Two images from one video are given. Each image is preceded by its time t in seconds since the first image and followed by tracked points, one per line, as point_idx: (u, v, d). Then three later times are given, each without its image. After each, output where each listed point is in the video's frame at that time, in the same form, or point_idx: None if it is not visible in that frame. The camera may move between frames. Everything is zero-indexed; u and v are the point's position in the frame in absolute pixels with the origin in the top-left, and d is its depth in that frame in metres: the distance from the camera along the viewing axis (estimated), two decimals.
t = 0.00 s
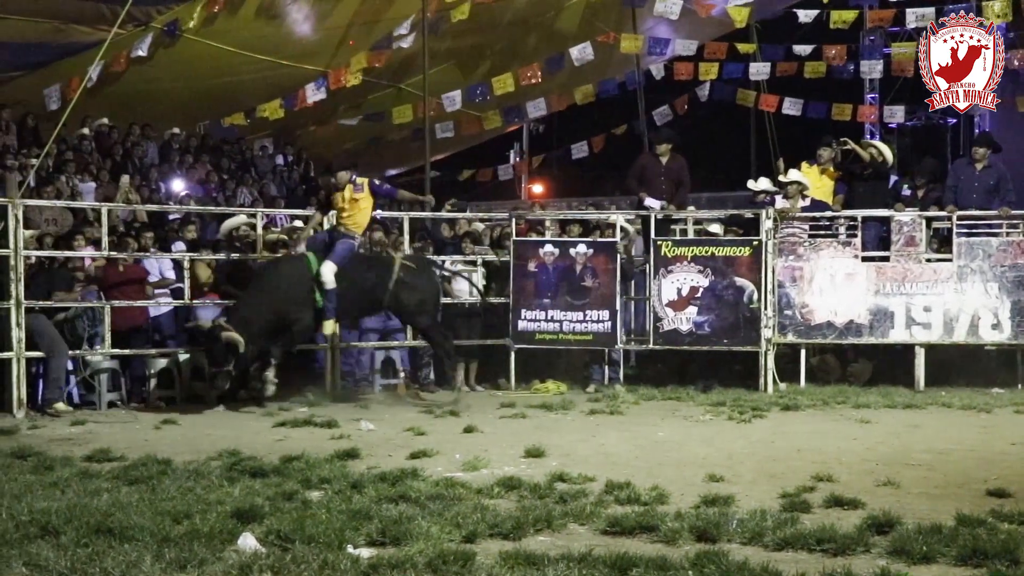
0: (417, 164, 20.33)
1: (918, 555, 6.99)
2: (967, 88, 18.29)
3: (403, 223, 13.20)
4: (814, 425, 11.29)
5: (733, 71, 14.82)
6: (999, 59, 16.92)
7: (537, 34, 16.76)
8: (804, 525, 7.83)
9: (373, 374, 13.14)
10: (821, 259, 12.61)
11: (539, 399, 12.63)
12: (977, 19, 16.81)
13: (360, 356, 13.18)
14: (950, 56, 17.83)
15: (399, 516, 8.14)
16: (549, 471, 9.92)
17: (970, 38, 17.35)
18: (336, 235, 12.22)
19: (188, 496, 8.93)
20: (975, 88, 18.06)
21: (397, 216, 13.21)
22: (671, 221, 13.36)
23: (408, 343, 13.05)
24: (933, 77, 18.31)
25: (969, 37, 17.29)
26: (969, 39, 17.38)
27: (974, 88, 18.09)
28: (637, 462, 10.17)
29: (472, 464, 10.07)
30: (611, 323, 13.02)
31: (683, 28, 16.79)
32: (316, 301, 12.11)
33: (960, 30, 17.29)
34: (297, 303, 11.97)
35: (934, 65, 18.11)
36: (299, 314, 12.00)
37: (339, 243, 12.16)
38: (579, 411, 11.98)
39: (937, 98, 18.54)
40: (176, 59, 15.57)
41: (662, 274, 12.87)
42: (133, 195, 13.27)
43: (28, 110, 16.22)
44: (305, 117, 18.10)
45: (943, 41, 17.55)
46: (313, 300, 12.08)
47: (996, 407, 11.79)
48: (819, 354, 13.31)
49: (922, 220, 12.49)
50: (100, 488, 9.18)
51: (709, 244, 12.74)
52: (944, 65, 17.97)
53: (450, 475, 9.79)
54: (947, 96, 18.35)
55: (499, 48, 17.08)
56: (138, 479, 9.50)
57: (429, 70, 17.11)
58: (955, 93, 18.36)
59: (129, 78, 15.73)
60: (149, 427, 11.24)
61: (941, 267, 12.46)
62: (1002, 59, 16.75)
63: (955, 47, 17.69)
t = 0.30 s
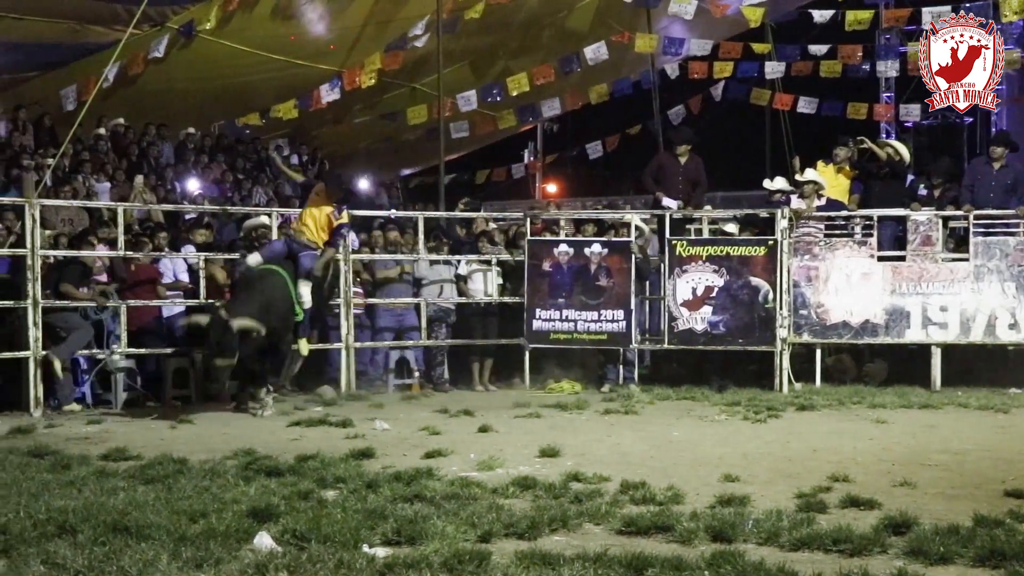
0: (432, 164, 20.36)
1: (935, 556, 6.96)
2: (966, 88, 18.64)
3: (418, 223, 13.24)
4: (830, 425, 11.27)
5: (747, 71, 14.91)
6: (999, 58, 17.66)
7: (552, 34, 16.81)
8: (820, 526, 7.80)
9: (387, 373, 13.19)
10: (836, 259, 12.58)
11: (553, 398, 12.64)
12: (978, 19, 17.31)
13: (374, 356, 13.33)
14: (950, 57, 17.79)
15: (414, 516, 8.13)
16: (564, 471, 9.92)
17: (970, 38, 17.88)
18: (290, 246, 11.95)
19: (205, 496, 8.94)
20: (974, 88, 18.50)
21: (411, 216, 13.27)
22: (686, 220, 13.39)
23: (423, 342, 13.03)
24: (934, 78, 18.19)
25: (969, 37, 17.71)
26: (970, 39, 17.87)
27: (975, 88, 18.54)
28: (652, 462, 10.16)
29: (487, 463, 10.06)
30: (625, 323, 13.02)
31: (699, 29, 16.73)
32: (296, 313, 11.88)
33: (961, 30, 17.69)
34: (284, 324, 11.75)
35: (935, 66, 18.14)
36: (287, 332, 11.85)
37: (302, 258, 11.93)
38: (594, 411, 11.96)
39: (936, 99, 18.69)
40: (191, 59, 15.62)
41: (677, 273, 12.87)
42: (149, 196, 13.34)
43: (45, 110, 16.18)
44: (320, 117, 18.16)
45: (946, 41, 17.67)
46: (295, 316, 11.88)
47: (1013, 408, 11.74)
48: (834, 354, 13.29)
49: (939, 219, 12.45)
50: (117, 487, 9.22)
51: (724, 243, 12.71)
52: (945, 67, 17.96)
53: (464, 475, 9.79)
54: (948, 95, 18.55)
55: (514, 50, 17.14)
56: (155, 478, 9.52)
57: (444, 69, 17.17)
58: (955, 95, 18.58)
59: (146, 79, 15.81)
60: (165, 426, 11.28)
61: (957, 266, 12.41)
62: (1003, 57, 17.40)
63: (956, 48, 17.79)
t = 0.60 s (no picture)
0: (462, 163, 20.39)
1: (972, 558, 6.88)
2: (967, 88, 17.18)
3: (449, 223, 13.27)
4: (863, 426, 11.22)
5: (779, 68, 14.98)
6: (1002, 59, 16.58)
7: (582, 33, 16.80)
8: (854, 527, 7.74)
9: (419, 373, 13.22)
10: (869, 259, 12.52)
11: (584, 398, 12.64)
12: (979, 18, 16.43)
13: (404, 355, 13.31)
14: (950, 57, 16.82)
15: (447, 516, 8.11)
16: (596, 471, 9.91)
17: (971, 38, 16.83)
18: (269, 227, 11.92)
19: (239, 494, 8.97)
20: (975, 88, 17.30)
21: (441, 216, 13.29)
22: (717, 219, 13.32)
23: (454, 342, 13.05)
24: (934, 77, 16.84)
25: (969, 37, 16.74)
26: (971, 39, 16.75)
27: (974, 88, 17.20)
28: (684, 462, 10.13)
29: (519, 463, 10.05)
30: (656, 323, 13.02)
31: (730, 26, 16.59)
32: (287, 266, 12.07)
33: (960, 29, 16.68)
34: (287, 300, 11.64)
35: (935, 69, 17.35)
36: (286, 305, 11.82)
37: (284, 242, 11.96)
38: (625, 411, 11.94)
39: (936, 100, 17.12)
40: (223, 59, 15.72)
41: (708, 273, 12.87)
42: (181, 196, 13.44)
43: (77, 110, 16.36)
44: (352, 117, 18.24)
45: (944, 40, 16.58)
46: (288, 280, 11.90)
47: None
48: (867, 354, 13.23)
49: (973, 218, 12.37)
50: (152, 485, 9.28)
51: (755, 242, 12.70)
52: (944, 65, 16.79)
53: (496, 475, 9.80)
54: (947, 96, 17.00)
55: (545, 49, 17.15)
56: (189, 476, 9.57)
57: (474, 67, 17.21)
58: (955, 95, 17.04)
59: (179, 79, 15.93)
60: (197, 425, 11.33)
61: (992, 266, 12.32)
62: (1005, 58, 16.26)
63: (956, 48, 16.82)
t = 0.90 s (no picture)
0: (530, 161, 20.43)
1: None
2: (968, 88, 16.53)
3: (517, 223, 13.31)
4: (936, 427, 11.04)
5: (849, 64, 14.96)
6: (1000, 59, 15.62)
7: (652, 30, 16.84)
8: (927, 530, 7.46)
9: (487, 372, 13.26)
10: (942, 257, 12.35)
11: (651, 397, 12.61)
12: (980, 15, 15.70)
13: (471, 354, 13.52)
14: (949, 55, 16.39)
15: (514, 515, 8.00)
16: (664, 471, 9.84)
17: (970, 38, 15.95)
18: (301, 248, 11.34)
19: (308, 492, 8.97)
20: (977, 89, 16.39)
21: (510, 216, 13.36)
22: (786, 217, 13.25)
23: (521, 341, 13.07)
24: (933, 77, 16.88)
25: (970, 36, 16.01)
26: (971, 38, 16.01)
27: (976, 88, 16.34)
28: (754, 462, 10.00)
29: (587, 463, 9.99)
30: (725, 321, 12.98)
31: (800, 23, 16.56)
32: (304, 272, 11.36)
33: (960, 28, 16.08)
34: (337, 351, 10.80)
35: (935, 66, 16.63)
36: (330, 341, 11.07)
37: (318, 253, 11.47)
38: (693, 411, 11.87)
39: (936, 99, 16.95)
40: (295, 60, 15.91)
41: (777, 271, 12.78)
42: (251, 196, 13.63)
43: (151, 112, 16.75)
44: (419, 117, 18.34)
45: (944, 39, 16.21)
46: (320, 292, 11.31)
47: None
48: (941, 354, 13.06)
49: None
50: (223, 483, 9.32)
51: (825, 240, 12.59)
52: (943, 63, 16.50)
53: (564, 474, 9.76)
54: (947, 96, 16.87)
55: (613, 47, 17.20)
56: (258, 474, 9.61)
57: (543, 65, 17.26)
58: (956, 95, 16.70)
59: (250, 79, 16.15)
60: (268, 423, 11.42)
61: None
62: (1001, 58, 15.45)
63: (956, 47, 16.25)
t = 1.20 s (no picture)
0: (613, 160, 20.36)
1: None
2: (966, 88, 18.19)
3: (601, 221, 13.36)
4: None
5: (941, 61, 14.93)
6: (998, 58, 17.37)
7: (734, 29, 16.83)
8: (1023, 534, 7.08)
9: (569, 371, 13.30)
10: None
11: (735, 397, 12.56)
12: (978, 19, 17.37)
13: (555, 352, 13.46)
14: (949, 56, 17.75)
15: (597, 514, 7.80)
16: (749, 471, 9.69)
17: (971, 38, 17.64)
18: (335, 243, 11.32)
19: (390, 489, 8.90)
20: (975, 88, 18.09)
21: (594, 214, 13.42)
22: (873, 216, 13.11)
23: (604, 340, 13.24)
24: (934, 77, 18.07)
25: (970, 36, 17.59)
26: (970, 39, 17.65)
27: (974, 87, 18.09)
28: (840, 463, 9.83)
29: (671, 462, 9.90)
30: (810, 321, 12.87)
31: (888, 20, 16.33)
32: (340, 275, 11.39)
33: (960, 29, 17.60)
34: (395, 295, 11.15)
35: (935, 65, 17.58)
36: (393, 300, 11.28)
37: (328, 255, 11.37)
38: (778, 411, 11.76)
39: (936, 98, 18.42)
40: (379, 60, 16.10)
41: (864, 270, 12.62)
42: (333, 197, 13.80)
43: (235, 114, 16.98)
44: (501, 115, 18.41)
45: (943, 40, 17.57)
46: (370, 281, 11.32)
47: None
48: None
49: None
50: (306, 480, 9.29)
51: (913, 239, 12.37)
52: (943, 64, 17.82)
53: (648, 474, 9.68)
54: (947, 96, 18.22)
55: (695, 45, 17.20)
56: (340, 471, 9.59)
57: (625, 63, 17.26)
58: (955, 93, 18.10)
59: (333, 78, 16.34)
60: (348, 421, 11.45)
61: None
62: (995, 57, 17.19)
63: (956, 48, 17.81)
